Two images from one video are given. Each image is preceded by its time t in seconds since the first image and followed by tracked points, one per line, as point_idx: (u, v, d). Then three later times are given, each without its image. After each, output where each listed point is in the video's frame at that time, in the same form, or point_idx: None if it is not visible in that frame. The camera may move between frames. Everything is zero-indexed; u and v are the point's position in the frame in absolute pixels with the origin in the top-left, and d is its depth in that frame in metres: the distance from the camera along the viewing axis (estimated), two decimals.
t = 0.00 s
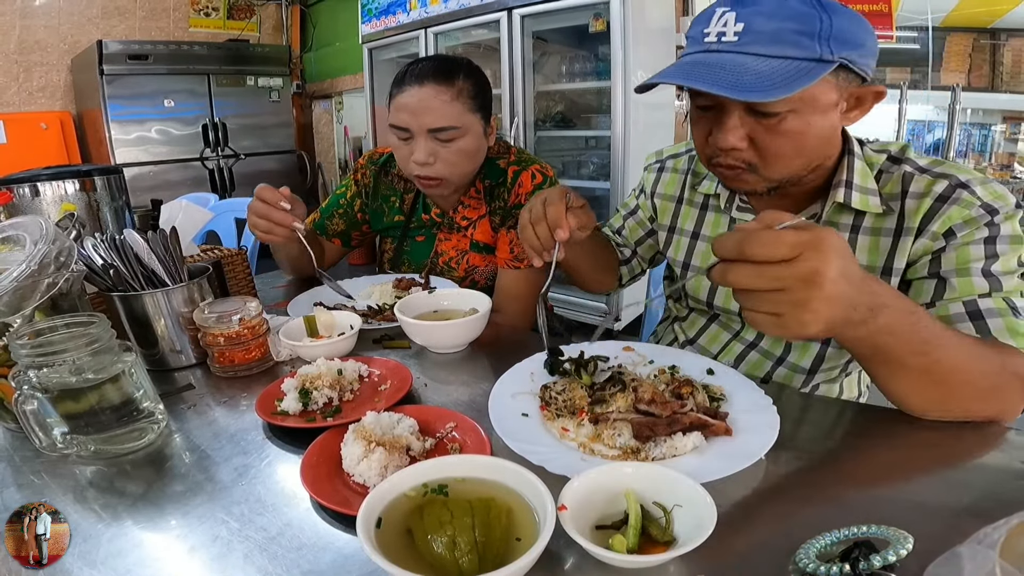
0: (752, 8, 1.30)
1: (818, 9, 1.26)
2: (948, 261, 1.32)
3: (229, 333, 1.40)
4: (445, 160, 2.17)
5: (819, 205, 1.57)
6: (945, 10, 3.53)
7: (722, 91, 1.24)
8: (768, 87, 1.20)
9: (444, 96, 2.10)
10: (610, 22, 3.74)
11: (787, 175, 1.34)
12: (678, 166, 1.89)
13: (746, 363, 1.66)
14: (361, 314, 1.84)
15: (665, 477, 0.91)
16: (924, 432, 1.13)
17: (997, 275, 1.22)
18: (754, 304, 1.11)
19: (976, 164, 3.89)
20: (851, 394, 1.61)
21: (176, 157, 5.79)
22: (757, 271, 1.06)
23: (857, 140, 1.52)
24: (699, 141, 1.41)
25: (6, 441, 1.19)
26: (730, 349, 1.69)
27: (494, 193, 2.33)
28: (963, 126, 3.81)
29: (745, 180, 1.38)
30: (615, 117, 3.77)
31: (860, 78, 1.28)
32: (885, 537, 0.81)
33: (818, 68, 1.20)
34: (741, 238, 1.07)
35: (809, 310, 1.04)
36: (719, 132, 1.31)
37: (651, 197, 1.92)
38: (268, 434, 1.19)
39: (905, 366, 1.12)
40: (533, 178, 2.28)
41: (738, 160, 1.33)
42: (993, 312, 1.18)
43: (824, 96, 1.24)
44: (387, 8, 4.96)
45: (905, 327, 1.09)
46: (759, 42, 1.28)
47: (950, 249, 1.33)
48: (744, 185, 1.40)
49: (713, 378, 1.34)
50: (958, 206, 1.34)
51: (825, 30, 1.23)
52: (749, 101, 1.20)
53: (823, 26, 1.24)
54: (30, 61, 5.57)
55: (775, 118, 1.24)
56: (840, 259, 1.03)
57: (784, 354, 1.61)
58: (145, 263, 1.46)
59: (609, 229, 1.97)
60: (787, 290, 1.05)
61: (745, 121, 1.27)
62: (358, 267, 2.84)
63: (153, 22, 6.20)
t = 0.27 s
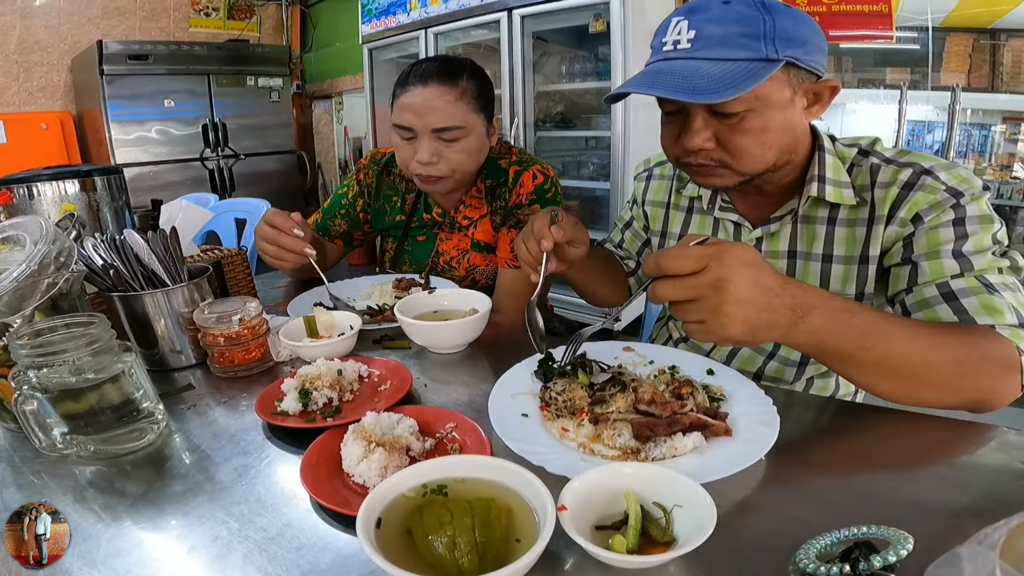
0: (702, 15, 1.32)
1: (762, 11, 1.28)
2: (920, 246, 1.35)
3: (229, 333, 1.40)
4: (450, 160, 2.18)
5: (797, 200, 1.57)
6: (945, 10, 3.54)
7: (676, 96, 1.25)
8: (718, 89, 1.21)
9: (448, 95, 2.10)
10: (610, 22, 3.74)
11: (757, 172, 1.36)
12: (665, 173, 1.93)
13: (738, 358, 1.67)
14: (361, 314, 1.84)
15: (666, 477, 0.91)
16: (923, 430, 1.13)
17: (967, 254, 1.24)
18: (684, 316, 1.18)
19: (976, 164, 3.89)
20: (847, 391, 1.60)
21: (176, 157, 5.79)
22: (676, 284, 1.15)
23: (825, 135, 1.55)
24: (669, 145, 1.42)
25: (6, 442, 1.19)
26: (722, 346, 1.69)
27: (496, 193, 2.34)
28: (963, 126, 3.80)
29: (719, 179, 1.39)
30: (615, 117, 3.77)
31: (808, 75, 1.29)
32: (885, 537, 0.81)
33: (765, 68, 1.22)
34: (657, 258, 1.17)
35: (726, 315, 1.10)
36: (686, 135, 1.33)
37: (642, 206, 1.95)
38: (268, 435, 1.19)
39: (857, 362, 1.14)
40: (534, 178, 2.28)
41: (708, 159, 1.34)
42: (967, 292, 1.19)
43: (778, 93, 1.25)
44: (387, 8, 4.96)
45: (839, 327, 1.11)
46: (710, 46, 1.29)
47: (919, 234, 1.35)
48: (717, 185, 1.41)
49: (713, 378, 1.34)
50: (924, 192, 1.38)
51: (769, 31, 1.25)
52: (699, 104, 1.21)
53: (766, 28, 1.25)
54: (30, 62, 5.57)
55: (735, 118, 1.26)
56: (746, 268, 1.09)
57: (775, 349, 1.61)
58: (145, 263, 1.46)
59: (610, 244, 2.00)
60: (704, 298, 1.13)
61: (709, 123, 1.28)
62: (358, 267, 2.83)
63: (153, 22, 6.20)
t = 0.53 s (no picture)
0: (660, 23, 1.33)
1: (715, 15, 1.29)
2: (906, 237, 1.36)
3: (229, 333, 1.40)
4: (452, 161, 2.18)
5: (774, 196, 1.57)
6: (945, 10, 3.52)
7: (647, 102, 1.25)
8: (683, 91, 1.22)
9: (452, 96, 2.10)
10: (610, 22, 3.74)
11: (733, 171, 1.35)
12: (648, 179, 1.88)
13: (731, 356, 1.66)
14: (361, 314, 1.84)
15: (665, 477, 0.91)
16: (922, 429, 1.13)
17: (955, 243, 1.27)
18: (731, 304, 1.16)
19: (976, 164, 3.89)
20: (843, 382, 1.61)
21: (176, 157, 5.80)
22: (716, 275, 1.13)
23: (794, 132, 1.54)
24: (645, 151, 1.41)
25: (6, 441, 1.19)
26: (714, 344, 1.69)
27: (498, 193, 2.35)
28: (963, 126, 3.81)
29: (695, 182, 1.38)
30: (615, 117, 3.77)
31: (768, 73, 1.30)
32: (885, 536, 0.81)
33: (726, 68, 1.23)
34: (696, 253, 1.15)
35: (774, 297, 1.09)
36: (659, 141, 1.32)
37: (627, 215, 1.90)
38: (268, 435, 1.19)
39: (884, 337, 1.16)
40: (537, 178, 2.29)
41: (683, 163, 1.33)
42: (964, 277, 1.23)
43: (740, 94, 1.26)
44: (387, 8, 4.96)
45: (875, 301, 1.13)
46: (672, 51, 1.30)
47: (904, 226, 1.36)
48: (696, 189, 1.40)
49: (713, 378, 1.34)
50: (901, 185, 1.39)
51: (724, 33, 1.26)
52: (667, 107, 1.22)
53: (722, 30, 1.27)
54: (30, 62, 5.57)
55: (704, 119, 1.26)
56: (785, 248, 1.09)
57: (767, 344, 1.61)
58: (145, 263, 1.47)
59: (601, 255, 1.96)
60: (749, 285, 1.11)
61: (680, 126, 1.28)
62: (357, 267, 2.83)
63: (153, 22, 6.20)
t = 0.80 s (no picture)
0: (651, 26, 1.34)
1: (702, 17, 1.30)
2: (899, 236, 1.35)
3: (229, 333, 1.40)
4: (453, 163, 2.18)
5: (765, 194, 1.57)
6: (945, 10, 3.52)
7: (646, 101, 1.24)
8: (681, 89, 1.22)
9: (453, 98, 2.10)
10: (610, 22, 3.74)
11: (728, 168, 1.35)
12: (643, 181, 1.88)
13: (727, 354, 1.65)
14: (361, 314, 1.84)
15: (665, 477, 0.90)
16: (922, 429, 1.13)
17: (948, 241, 1.27)
18: (777, 278, 1.12)
19: (976, 164, 3.88)
20: (840, 378, 1.62)
21: (176, 157, 5.79)
22: (772, 246, 1.08)
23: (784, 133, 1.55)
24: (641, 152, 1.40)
25: (6, 441, 1.19)
26: (710, 342, 1.69)
27: (499, 193, 2.34)
28: (963, 126, 3.81)
29: (693, 180, 1.37)
30: (615, 117, 3.77)
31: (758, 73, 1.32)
32: (885, 537, 0.81)
33: (718, 67, 1.24)
34: (753, 220, 1.08)
35: (831, 271, 1.08)
36: (656, 141, 1.32)
37: (624, 217, 1.90)
38: (268, 434, 1.19)
39: (903, 323, 1.18)
40: (538, 178, 2.30)
41: (682, 161, 1.32)
42: (959, 274, 1.23)
43: (733, 93, 1.26)
44: (387, 9, 4.96)
45: (902, 287, 1.14)
46: (665, 53, 1.30)
47: (896, 224, 1.36)
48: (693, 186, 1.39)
49: (713, 378, 1.34)
50: (894, 183, 1.39)
51: (713, 34, 1.27)
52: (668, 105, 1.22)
53: (713, 31, 1.28)
54: (30, 62, 5.57)
55: (699, 118, 1.26)
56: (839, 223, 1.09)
57: (763, 341, 1.62)
58: (145, 263, 1.47)
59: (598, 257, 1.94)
60: (805, 258, 1.08)
61: (676, 125, 1.28)
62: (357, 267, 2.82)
63: (153, 22, 6.20)
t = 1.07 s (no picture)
0: (666, 23, 1.34)
1: (717, 16, 1.30)
2: (903, 240, 1.35)
3: (229, 333, 1.40)
4: (452, 165, 2.18)
5: (770, 196, 1.57)
6: (944, 10, 3.52)
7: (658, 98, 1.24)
8: (693, 87, 1.22)
9: (452, 100, 2.10)
10: (610, 22, 3.74)
11: (735, 168, 1.35)
12: (648, 178, 1.88)
13: (728, 353, 1.66)
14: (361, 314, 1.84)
15: (666, 477, 0.90)
16: (922, 429, 1.13)
17: (951, 247, 1.27)
18: (765, 307, 1.15)
19: (976, 164, 3.90)
20: (841, 379, 1.62)
21: (176, 157, 5.79)
22: (759, 277, 1.11)
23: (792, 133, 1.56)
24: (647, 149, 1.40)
25: (6, 441, 1.19)
26: (711, 342, 1.69)
27: (499, 192, 2.34)
28: (963, 126, 3.82)
29: (699, 180, 1.37)
30: (615, 117, 3.77)
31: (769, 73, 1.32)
32: (885, 537, 0.81)
33: (732, 66, 1.24)
34: (741, 249, 1.12)
35: (817, 302, 1.10)
36: (664, 138, 1.32)
37: (628, 214, 1.91)
38: (268, 434, 1.19)
39: (896, 341, 1.16)
40: (538, 178, 2.30)
41: (687, 161, 1.33)
42: (958, 281, 1.23)
43: (745, 92, 1.27)
44: (387, 8, 4.96)
45: (896, 308, 1.13)
46: (678, 50, 1.30)
47: (900, 228, 1.36)
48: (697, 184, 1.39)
49: (713, 378, 1.34)
50: (900, 187, 1.39)
51: (727, 33, 1.27)
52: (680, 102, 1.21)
53: (727, 30, 1.28)
54: (30, 61, 5.57)
55: (710, 117, 1.26)
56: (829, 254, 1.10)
57: (765, 341, 1.61)
58: (145, 263, 1.47)
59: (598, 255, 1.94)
60: (791, 290, 1.11)
61: (687, 123, 1.28)
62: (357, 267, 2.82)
63: (153, 22, 6.20)
